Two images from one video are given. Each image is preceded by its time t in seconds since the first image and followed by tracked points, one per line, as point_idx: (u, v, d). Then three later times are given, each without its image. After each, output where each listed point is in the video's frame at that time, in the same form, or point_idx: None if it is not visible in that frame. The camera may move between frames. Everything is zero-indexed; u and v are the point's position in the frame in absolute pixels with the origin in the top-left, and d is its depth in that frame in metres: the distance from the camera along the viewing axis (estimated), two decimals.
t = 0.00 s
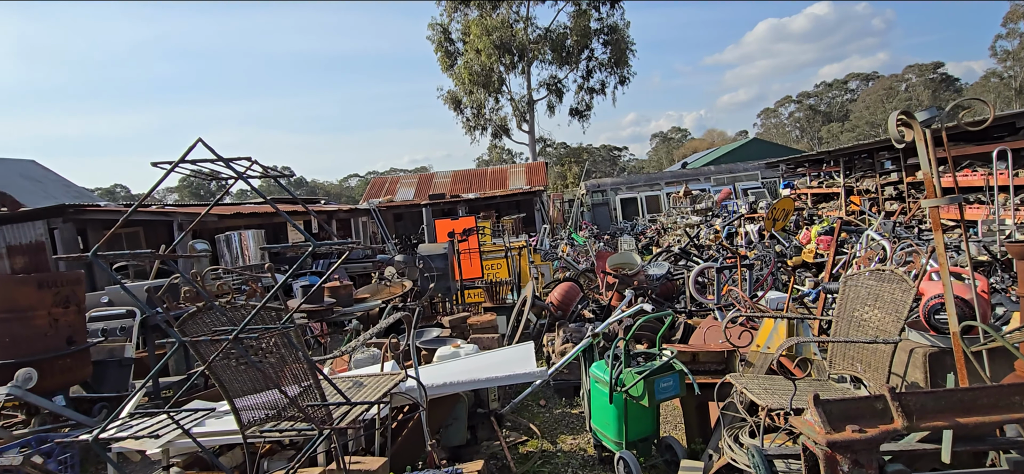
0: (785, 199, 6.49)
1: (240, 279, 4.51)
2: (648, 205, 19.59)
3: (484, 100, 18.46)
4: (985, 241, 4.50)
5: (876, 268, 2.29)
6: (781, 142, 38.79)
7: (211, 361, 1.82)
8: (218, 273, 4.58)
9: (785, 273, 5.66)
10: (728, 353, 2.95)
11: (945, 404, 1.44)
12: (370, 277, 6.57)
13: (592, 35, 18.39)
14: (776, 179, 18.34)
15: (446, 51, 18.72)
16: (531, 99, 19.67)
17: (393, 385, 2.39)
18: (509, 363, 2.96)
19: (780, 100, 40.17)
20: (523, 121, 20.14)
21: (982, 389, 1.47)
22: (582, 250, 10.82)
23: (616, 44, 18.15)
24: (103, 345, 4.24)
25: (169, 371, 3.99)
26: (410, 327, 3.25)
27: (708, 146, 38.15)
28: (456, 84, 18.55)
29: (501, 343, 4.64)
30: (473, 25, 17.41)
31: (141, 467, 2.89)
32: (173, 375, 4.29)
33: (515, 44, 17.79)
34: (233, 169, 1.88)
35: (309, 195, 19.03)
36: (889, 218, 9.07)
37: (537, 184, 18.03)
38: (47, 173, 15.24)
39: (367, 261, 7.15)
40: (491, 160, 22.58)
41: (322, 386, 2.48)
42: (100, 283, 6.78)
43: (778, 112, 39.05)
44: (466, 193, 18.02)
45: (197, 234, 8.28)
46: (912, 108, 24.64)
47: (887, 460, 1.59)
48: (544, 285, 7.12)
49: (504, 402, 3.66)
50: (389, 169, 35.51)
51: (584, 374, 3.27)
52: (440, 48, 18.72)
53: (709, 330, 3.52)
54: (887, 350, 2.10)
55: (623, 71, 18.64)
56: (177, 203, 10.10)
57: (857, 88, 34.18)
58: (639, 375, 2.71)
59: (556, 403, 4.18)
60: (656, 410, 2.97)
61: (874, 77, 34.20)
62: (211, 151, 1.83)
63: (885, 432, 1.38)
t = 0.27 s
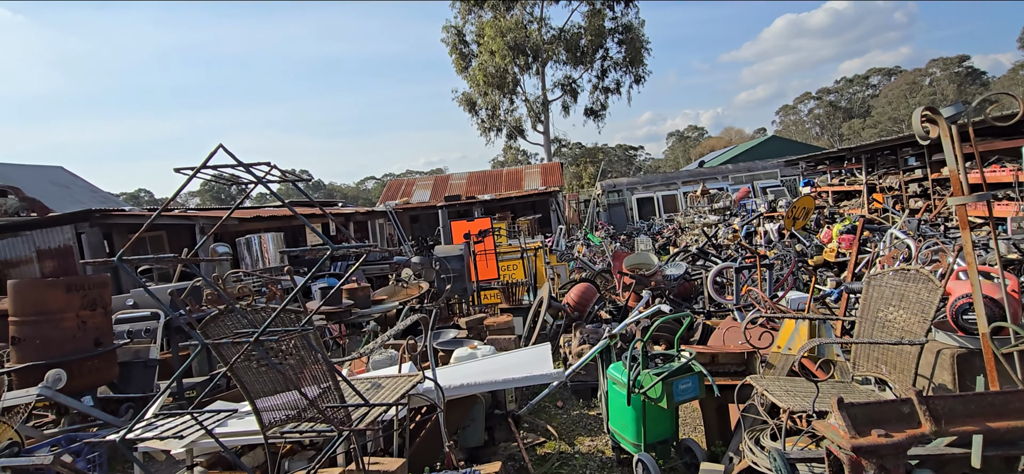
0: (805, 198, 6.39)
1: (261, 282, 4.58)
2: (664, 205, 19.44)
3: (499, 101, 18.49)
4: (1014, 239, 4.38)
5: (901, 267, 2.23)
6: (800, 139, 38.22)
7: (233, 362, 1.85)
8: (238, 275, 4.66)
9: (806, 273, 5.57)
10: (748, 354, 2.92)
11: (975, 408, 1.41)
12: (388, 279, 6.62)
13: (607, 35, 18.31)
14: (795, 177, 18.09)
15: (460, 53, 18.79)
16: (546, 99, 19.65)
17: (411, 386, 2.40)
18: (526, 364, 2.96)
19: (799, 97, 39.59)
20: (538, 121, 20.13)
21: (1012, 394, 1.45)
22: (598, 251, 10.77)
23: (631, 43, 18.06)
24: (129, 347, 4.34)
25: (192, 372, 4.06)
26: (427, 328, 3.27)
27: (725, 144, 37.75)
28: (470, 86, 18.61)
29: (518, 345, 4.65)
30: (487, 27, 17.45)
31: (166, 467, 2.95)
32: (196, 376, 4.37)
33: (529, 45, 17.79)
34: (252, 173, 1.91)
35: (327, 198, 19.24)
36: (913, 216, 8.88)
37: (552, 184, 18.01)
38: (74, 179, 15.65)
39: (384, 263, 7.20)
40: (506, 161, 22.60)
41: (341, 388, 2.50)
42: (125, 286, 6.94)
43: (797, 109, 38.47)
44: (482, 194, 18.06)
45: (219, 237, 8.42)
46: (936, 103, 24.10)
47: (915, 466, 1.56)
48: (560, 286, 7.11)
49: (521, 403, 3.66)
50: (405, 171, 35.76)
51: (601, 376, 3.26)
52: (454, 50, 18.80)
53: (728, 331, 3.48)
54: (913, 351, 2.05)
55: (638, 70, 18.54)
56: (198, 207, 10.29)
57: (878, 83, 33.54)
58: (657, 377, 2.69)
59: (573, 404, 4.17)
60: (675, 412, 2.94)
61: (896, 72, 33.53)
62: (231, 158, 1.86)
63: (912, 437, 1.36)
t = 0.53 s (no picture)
0: (827, 195, 6.29)
1: (282, 284, 4.65)
2: (682, 204, 19.28)
3: (514, 101, 18.49)
4: None
5: (927, 266, 2.18)
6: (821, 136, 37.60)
7: (256, 363, 1.88)
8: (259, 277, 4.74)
9: (827, 272, 5.49)
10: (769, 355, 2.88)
11: (1005, 411, 1.39)
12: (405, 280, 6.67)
13: (622, 34, 18.21)
14: (815, 174, 17.80)
15: (476, 54, 18.84)
16: (561, 99, 19.61)
17: (429, 386, 2.41)
18: (544, 365, 2.95)
19: (820, 93, 38.94)
20: (554, 121, 20.09)
21: None
22: (615, 250, 10.71)
23: (647, 42, 17.94)
24: (155, 347, 4.44)
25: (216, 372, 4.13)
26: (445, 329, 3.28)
27: (743, 142, 37.29)
28: (486, 87, 18.64)
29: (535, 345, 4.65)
30: (502, 27, 17.48)
31: (192, 465, 3.01)
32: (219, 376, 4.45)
33: (544, 45, 17.76)
34: (273, 177, 1.94)
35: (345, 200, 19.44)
36: (939, 213, 8.67)
37: (568, 184, 17.97)
38: (101, 184, 16.04)
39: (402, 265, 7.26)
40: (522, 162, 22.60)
41: (360, 387, 2.53)
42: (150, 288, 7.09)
43: (818, 106, 37.85)
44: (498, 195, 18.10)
45: (240, 239, 8.57)
46: (962, 97, 23.52)
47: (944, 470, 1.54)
48: (577, 286, 7.09)
49: (539, 403, 3.66)
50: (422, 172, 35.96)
51: (619, 376, 3.25)
52: (469, 51, 18.85)
53: (748, 332, 3.44)
54: (940, 352, 2.00)
55: (654, 68, 18.41)
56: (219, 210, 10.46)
57: (902, 78, 32.85)
58: (676, 378, 2.67)
59: (591, 405, 4.16)
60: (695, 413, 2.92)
61: (920, 66, 32.79)
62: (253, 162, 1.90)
63: (940, 439, 1.33)
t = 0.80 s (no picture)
0: (853, 189, 6.15)
1: (304, 282, 4.73)
2: (703, 199, 19.04)
3: (532, 98, 18.45)
4: None
5: (958, 261, 2.13)
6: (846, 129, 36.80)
7: (280, 359, 1.90)
8: (283, 275, 4.83)
9: (854, 267, 5.37)
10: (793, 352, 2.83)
11: None
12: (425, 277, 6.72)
13: (641, 28, 18.03)
14: (841, 168, 17.42)
15: (493, 51, 18.83)
16: (579, 95, 19.51)
17: (449, 382, 2.43)
18: (564, 361, 2.95)
19: (845, 85, 38.08)
20: (572, 118, 20.00)
21: None
22: (635, 247, 10.63)
23: (666, 36, 17.73)
24: (183, 344, 4.57)
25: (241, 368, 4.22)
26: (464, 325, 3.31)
27: (765, 136, 36.68)
28: (503, 84, 18.63)
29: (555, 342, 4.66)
30: (520, 24, 17.44)
31: (220, 459, 3.09)
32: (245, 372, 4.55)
33: (561, 41, 17.68)
34: (296, 176, 1.97)
35: (365, 199, 19.65)
36: (972, 207, 8.42)
37: (587, 181, 17.89)
38: (130, 186, 16.48)
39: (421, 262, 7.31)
40: (540, 158, 22.57)
41: (382, 383, 2.55)
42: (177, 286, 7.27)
43: (843, 98, 37.03)
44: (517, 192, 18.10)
45: (264, 238, 8.72)
46: (996, 86, 22.78)
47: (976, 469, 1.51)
48: (597, 283, 7.07)
49: (559, 400, 3.67)
50: (441, 171, 36.14)
51: (640, 373, 3.23)
52: (487, 49, 18.86)
53: (771, 328, 3.39)
54: (972, 348, 1.95)
55: (674, 62, 18.19)
56: (243, 210, 10.67)
57: (932, 67, 31.93)
58: (697, 375, 2.64)
59: (611, 402, 4.15)
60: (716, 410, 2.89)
61: (951, 55, 31.83)
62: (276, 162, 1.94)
63: (971, 438, 1.31)
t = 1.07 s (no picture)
0: (885, 174, 5.98)
1: (330, 273, 4.81)
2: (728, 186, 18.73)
3: (552, 87, 18.33)
4: None
5: (997, 247, 2.06)
6: (877, 112, 35.69)
7: (308, 349, 1.94)
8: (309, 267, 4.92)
9: (885, 254, 5.24)
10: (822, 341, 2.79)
11: None
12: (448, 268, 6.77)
13: (663, 13, 17.71)
14: (872, 152, 16.92)
15: (512, 41, 18.73)
16: (600, 83, 19.30)
17: (473, 372, 2.46)
18: (587, 351, 2.95)
19: (876, 66, 36.89)
20: (593, 106, 19.82)
21: None
22: (659, 236, 10.52)
23: (689, 20, 17.39)
24: (215, 335, 4.71)
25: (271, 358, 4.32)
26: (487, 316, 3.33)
27: (792, 121, 35.81)
28: (523, 74, 18.54)
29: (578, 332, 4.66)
30: (539, 13, 17.29)
31: (253, 446, 3.18)
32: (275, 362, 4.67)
33: (581, 28, 17.49)
34: (320, 170, 2.00)
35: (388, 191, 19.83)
36: (1011, 190, 8.11)
37: (608, 170, 17.75)
38: (161, 182, 16.92)
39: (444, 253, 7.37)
40: (561, 148, 22.44)
41: (407, 373, 2.59)
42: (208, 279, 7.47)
43: (874, 80, 35.89)
44: (538, 182, 18.06)
45: (290, 231, 8.89)
46: None
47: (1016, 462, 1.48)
48: (619, 273, 7.04)
49: (583, 390, 3.67)
50: (462, 162, 36.21)
51: (664, 363, 3.21)
52: (506, 39, 18.76)
53: (799, 317, 3.33)
54: (1012, 337, 1.89)
55: (697, 47, 17.85)
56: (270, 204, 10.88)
57: (969, 45, 30.68)
58: (723, 365, 2.62)
59: (635, 392, 4.15)
60: (743, 400, 2.86)
61: (990, 32, 30.54)
62: (301, 156, 1.99)
63: (1010, 428, 1.28)
